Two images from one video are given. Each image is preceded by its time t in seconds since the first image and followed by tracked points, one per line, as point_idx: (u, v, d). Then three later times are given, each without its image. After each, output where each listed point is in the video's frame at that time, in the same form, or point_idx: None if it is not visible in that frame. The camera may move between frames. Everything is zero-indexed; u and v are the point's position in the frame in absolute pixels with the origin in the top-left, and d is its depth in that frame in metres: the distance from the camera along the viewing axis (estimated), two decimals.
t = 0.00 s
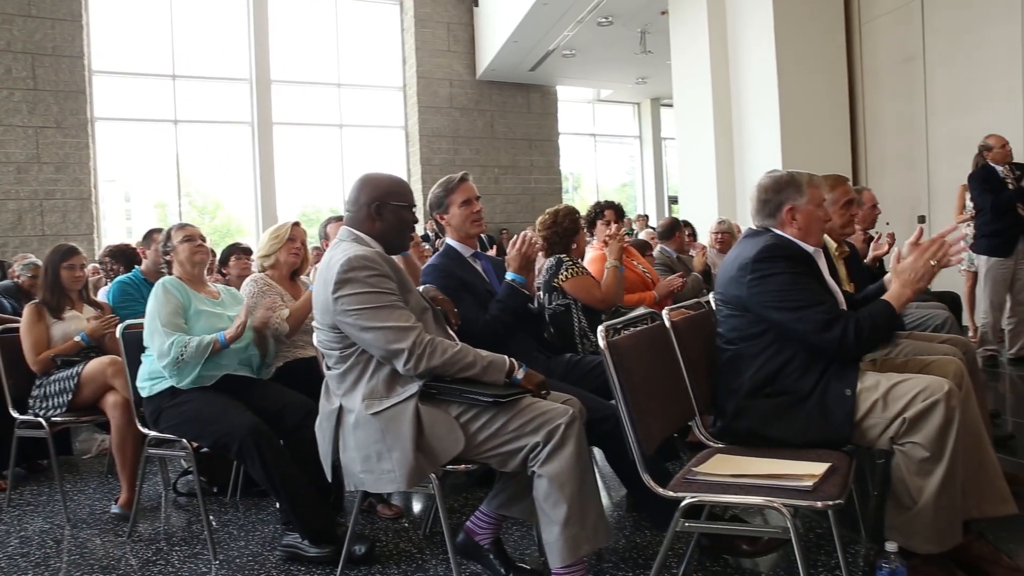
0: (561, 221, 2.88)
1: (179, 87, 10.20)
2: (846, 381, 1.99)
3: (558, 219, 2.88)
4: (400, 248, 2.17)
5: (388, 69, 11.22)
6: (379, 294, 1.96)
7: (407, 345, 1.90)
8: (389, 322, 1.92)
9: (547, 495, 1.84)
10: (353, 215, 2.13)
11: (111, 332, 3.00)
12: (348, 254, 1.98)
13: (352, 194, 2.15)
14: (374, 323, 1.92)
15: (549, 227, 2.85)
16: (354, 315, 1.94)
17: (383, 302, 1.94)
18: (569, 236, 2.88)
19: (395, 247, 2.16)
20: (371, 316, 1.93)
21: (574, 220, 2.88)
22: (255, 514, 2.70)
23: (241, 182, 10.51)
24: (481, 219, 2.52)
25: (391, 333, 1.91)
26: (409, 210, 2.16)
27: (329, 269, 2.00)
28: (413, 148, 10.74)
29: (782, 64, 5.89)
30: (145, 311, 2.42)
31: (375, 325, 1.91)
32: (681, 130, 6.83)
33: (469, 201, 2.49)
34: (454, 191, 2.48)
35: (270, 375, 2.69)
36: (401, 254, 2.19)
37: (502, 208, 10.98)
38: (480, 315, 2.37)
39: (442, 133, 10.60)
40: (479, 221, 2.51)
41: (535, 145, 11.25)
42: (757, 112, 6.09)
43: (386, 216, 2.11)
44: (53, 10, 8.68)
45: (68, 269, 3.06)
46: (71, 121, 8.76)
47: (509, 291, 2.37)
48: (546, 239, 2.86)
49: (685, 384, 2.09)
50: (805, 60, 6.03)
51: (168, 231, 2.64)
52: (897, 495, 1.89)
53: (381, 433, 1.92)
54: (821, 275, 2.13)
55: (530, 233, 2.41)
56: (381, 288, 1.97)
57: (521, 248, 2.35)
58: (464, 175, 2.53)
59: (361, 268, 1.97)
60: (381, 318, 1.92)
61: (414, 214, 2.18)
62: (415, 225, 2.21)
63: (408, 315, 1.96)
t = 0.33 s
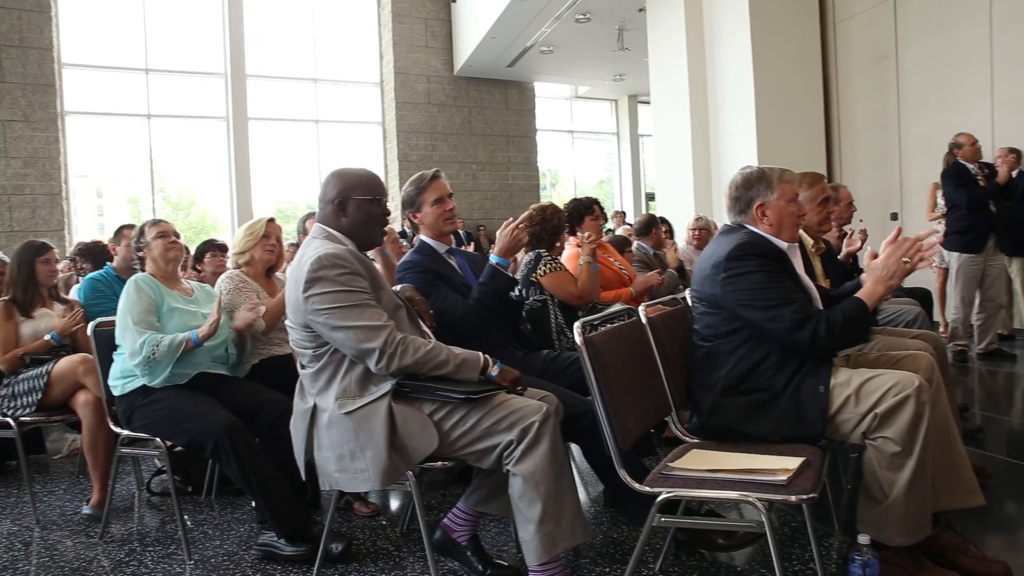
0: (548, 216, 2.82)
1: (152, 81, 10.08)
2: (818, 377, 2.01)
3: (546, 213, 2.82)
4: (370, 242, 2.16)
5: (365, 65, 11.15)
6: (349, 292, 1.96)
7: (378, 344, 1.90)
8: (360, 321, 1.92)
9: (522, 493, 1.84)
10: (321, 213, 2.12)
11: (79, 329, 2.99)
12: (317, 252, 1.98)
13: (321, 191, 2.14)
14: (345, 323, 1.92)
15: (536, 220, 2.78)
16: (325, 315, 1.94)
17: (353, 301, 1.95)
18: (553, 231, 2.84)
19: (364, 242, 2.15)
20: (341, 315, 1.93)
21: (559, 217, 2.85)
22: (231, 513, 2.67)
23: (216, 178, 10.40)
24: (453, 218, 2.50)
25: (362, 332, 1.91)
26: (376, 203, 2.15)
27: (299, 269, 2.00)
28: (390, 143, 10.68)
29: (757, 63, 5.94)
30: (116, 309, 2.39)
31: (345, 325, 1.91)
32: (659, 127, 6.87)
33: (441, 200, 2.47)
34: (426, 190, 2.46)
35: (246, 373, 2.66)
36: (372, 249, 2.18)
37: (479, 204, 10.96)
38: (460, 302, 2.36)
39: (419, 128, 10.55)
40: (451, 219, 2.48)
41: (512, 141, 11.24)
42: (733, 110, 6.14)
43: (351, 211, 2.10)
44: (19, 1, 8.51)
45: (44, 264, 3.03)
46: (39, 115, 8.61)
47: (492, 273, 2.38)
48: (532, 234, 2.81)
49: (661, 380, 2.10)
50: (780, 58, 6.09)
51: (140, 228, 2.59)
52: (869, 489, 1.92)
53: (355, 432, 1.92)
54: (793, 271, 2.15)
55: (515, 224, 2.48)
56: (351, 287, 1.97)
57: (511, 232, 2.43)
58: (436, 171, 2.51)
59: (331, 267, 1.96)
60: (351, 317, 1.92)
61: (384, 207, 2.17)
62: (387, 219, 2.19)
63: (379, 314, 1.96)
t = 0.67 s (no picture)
0: (517, 216, 2.84)
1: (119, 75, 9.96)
2: (787, 375, 2.03)
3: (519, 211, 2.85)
4: (339, 239, 2.15)
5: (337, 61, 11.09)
6: (318, 290, 1.94)
7: (348, 342, 1.89)
8: (330, 319, 1.91)
9: (493, 492, 1.83)
10: (289, 210, 2.10)
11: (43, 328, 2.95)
12: (286, 250, 1.96)
13: (289, 188, 2.12)
14: (314, 321, 1.90)
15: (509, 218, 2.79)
16: (295, 313, 1.92)
17: (323, 299, 1.93)
18: (526, 229, 2.86)
19: (333, 239, 2.14)
20: (311, 313, 1.91)
21: (530, 215, 2.86)
22: (200, 515, 2.64)
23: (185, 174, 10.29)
24: (414, 221, 2.46)
25: (332, 330, 1.90)
26: (344, 199, 2.13)
27: (268, 267, 1.98)
28: (362, 141, 10.62)
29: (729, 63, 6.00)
30: (80, 308, 2.34)
31: (315, 323, 1.90)
32: (632, 125, 6.93)
33: (402, 203, 2.44)
34: (387, 191, 2.45)
35: (215, 372, 2.64)
36: (340, 246, 2.17)
37: (452, 202, 10.94)
38: (431, 298, 2.36)
39: (392, 126, 10.50)
40: (412, 221, 2.46)
41: (485, 139, 11.24)
42: (706, 110, 6.20)
43: (319, 208, 2.09)
44: None
45: (9, 263, 2.95)
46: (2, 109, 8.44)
47: (468, 270, 2.36)
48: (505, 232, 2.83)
49: (632, 378, 2.11)
50: (749, 60, 6.17)
51: (106, 224, 2.53)
52: (837, 484, 1.94)
53: (325, 432, 1.91)
54: (764, 271, 2.18)
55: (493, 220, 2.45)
56: (321, 284, 1.95)
57: (488, 228, 2.41)
58: (403, 171, 2.49)
59: (300, 264, 1.95)
60: (321, 315, 1.91)
61: (352, 202, 2.16)
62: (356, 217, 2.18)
63: (349, 312, 1.95)
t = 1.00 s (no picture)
0: (487, 214, 2.87)
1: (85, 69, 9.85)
2: (758, 372, 2.04)
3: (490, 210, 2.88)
4: (312, 235, 2.13)
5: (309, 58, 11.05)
6: (291, 288, 1.92)
7: (320, 341, 1.88)
8: (301, 317, 1.89)
9: (467, 491, 1.83)
10: (260, 207, 2.08)
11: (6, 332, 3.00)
12: (257, 248, 1.94)
13: (258, 185, 2.10)
14: (286, 319, 1.89)
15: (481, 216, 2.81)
16: (266, 311, 1.90)
17: (294, 297, 1.91)
18: (499, 227, 2.88)
19: (306, 236, 2.13)
20: (282, 311, 1.89)
21: (501, 212, 2.89)
22: (169, 516, 2.60)
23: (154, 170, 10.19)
24: (381, 220, 2.46)
25: (303, 329, 1.88)
26: (316, 196, 2.12)
27: (238, 264, 1.96)
28: (334, 138, 10.56)
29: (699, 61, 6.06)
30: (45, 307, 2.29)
31: (286, 321, 1.88)
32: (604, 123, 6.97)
33: (369, 203, 2.45)
34: (357, 189, 2.47)
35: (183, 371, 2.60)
36: (313, 242, 2.16)
37: (425, 200, 10.91)
38: (404, 298, 2.35)
39: (365, 124, 10.44)
40: (378, 220, 2.45)
41: (458, 137, 11.24)
42: (678, 109, 6.26)
43: (290, 205, 2.07)
44: None
45: None
46: None
47: (438, 271, 2.36)
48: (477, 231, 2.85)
49: (606, 375, 2.11)
50: (719, 60, 6.25)
51: (73, 220, 2.48)
52: (807, 480, 1.96)
53: (297, 431, 1.90)
54: (736, 269, 2.19)
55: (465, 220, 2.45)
56: (292, 282, 1.93)
57: (460, 228, 2.40)
58: (373, 169, 2.49)
59: (271, 262, 1.93)
60: (292, 313, 1.89)
61: (324, 200, 2.16)
62: (326, 215, 2.17)
63: (321, 310, 1.94)
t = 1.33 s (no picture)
0: (460, 213, 2.92)
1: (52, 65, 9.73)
2: (731, 370, 2.06)
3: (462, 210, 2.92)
4: (284, 233, 2.12)
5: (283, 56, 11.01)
6: (264, 286, 1.90)
7: (294, 340, 1.86)
8: (275, 316, 1.87)
9: (441, 490, 1.82)
10: (233, 205, 2.06)
11: None
12: (231, 246, 1.92)
13: (231, 182, 2.08)
14: (259, 318, 1.87)
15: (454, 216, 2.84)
16: (239, 310, 1.88)
17: (268, 295, 1.89)
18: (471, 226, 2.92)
19: (279, 234, 2.11)
20: (257, 310, 1.88)
21: (473, 212, 2.94)
22: (139, 520, 2.57)
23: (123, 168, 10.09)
24: (351, 219, 2.45)
25: (277, 328, 1.86)
26: (290, 195, 2.11)
27: (211, 262, 1.93)
28: (308, 136, 10.50)
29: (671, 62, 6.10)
30: (9, 308, 2.25)
31: (260, 320, 1.86)
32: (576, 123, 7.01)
33: (341, 202, 2.44)
34: (330, 188, 2.45)
35: (154, 371, 2.56)
36: (287, 240, 2.15)
37: (400, 199, 10.87)
38: (376, 298, 2.33)
39: (339, 122, 10.37)
40: (349, 220, 2.45)
41: (433, 136, 11.22)
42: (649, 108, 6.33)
43: (264, 202, 2.05)
44: None
45: None
46: None
47: (410, 270, 2.35)
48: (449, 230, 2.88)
49: (580, 374, 2.12)
50: (688, 62, 6.34)
51: (39, 218, 2.43)
52: (778, 476, 1.98)
53: (269, 431, 1.88)
54: (708, 268, 2.21)
55: (438, 220, 2.44)
56: (267, 280, 1.92)
57: (431, 229, 2.40)
58: (345, 167, 2.48)
59: (245, 260, 1.91)
60: (266, 312, 1.87)
61: (298, 199, 2.15)
62: (299, 214, 2.15)
63: (295, 308, 1.92)
